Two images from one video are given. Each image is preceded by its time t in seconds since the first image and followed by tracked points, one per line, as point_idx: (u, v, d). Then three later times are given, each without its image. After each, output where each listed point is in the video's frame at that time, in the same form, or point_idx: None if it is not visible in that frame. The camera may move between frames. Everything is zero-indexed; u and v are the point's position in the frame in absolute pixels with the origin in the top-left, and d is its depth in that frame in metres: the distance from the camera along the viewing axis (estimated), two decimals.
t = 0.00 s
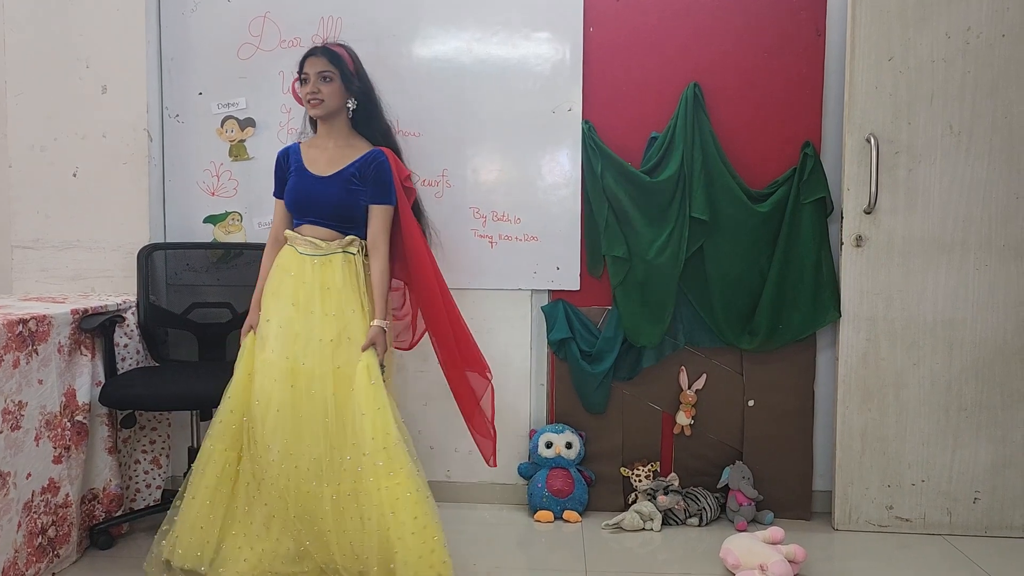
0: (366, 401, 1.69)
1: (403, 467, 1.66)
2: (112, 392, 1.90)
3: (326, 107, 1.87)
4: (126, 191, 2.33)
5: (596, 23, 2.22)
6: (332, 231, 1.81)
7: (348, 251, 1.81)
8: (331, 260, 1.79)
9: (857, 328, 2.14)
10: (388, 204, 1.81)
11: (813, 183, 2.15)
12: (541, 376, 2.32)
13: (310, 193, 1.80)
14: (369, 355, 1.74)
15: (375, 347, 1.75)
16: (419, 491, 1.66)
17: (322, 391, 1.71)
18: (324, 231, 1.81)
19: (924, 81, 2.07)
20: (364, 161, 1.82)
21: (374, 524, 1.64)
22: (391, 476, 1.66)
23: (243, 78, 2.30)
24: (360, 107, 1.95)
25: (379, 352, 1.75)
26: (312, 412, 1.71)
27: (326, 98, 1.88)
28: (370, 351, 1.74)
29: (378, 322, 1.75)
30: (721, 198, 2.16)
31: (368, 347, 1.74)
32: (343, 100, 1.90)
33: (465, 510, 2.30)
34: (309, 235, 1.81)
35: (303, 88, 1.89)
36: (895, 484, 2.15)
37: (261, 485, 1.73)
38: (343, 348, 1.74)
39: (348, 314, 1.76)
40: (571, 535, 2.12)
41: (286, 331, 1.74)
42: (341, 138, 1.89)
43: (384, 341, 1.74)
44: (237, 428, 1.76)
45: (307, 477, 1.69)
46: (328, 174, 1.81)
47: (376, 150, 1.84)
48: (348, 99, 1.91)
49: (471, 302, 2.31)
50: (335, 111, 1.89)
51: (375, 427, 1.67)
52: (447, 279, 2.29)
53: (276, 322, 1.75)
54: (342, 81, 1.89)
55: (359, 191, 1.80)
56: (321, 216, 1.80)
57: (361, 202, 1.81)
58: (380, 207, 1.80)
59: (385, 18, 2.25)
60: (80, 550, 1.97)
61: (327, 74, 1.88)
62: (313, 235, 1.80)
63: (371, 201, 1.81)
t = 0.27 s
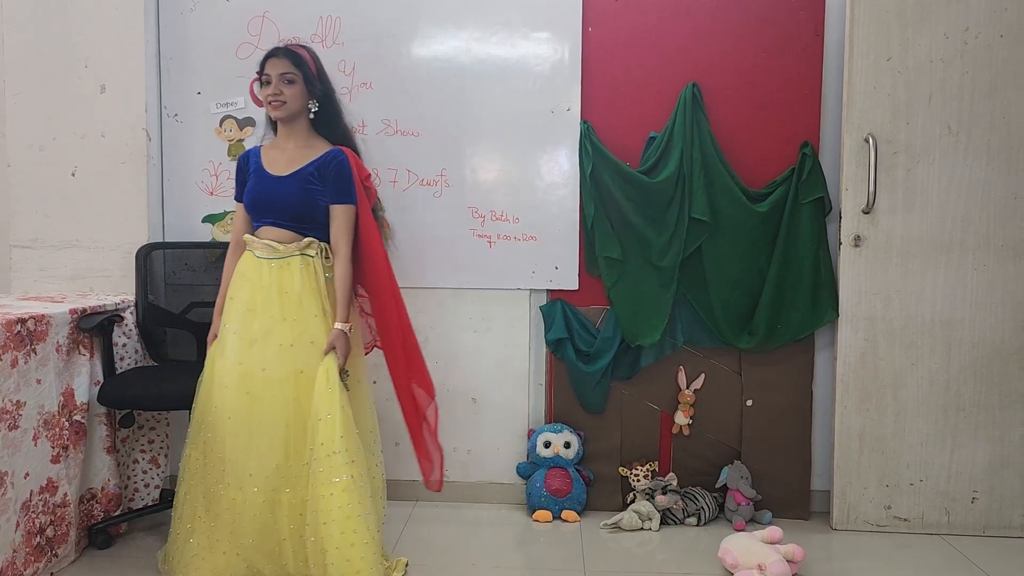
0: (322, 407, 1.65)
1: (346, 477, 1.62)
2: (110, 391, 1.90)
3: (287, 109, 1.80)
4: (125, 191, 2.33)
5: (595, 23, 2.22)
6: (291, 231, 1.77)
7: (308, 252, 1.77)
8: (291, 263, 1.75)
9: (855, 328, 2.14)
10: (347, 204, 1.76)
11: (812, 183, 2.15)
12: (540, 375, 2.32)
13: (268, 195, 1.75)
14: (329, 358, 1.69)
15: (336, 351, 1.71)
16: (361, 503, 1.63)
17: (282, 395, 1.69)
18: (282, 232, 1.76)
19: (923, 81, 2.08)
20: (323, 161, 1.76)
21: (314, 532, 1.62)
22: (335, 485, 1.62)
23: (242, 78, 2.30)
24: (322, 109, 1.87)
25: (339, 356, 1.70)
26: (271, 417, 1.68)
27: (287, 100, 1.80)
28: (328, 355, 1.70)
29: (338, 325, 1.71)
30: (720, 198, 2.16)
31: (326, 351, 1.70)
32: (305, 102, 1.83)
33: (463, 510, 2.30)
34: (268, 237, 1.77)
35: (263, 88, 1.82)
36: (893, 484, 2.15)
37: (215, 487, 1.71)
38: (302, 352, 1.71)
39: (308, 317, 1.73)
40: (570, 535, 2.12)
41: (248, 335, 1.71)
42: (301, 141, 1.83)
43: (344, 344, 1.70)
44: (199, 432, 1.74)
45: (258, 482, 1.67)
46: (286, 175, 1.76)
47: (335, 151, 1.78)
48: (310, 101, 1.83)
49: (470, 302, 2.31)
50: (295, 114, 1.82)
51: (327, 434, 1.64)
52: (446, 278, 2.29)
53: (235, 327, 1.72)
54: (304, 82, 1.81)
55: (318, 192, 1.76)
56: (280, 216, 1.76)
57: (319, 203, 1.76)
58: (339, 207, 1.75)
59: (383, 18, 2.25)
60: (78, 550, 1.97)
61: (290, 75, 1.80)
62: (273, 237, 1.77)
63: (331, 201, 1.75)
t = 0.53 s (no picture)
0: (270, 407, 1.64)
1: (301, 477, 1.63)
2: (110, 391, 1.90)
3: (247, 102, 1.78)
4: (124, 190, 2.33)
5: (594, 23, 2.22)
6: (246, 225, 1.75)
7: (267, 247, 1.75)
8: (245, 259, 1.73)
9: (854, 328, 2.14)
10: (304, 200, 1.76)
11: (811, 183, 2.15)
12: (539, 375, 2.32)
13: (224, 190, 1.74)
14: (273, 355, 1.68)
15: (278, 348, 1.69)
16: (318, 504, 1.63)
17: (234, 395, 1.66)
18: (238, 227, 1.75)
19: (921, 82, 2.08)
20: (281, 156, 1.75)
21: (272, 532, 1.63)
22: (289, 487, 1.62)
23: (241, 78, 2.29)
24: (279, 105, 1.85)
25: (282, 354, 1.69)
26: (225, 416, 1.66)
27: (247, 92, 1.78)
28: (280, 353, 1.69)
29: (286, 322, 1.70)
30: (718, 198, 2.17)
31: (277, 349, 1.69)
32: (264, 97, 1.81)
33: (463, 510, 2.30)
34: (224, 233, 1.75)
35: (221, 81, 1.78)
36: (892, 484, 2.15)
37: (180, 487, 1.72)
38: (254, 350, 1.69)
39: (261, 315, 1.71)
40: (569, 534, 2.12)
41: (200, 334, 1.69)
42: (257, 136, 1.80)
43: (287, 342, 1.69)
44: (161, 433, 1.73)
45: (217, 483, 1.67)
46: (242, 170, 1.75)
47: (293, 145, 1.77)
48: (268, 96, 1.82)
49: (469, 302, 2.31)
50: (254, 108, 1.79)
51: (277, 434, 1.64)
52: (445, 278, 2.29)
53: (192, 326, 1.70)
54: (263, 77, 1.80)
55: (276, 187, 1.75)
56: (236, 211, 1.74)
57: (276, 198, 1.75)
58: (296, 202, 1.75)
59: (383, 18, 2.25)
60: (77, 550, 1.97)
61: (250, 68, 1.78)
62: (227, 232, 1.75)
63: (289, 195, 1.75)
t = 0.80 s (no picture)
0: (238, 408, 1.65)
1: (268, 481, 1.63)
2: (109, 391, 1.90)
3: (212, 96, 1.76)
4: (124, 190, 2.33)
5: (594, 23, 2.22)
6: (220, 226, 1.76)
7: (241, 247, 1.76)
8: (220, 260, 1.74)
9: (853, 328, 2.14)
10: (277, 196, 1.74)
11: (810, 183, 2.16)
12: (538, 375, 2.32)
13: (193, 190, 1.73)
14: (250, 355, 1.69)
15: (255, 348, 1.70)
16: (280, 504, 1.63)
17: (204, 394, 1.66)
18: (212, 229, 1.75)
19: (920, 82, 2.08)
20: (248, 152, 1.73)
21: (225, 537, 1.61)
22: (250, 488, 1.63)
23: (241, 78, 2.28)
24: (244, 100, 1.84)
25: (257, 354, 1.69)
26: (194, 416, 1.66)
27: (212, 87, 1.76)
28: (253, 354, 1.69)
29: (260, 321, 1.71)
30: (717, 197, 2.17)
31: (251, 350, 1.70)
32: (229, 91, 1.80)
33: (462, 510, 2.30)
34: (196, 236, 1.76)
35: (184, 74, 1.76)
36: (890, 484, 2.15)
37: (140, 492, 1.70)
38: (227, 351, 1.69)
39: (235, 315, 1.72)
40: (567, 534, 2.12)
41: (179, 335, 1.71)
42: (222, 132, 1.79)
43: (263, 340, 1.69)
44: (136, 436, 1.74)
45: (171, 487, 1.64)
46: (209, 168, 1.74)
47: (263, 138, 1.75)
48: (233, 90, 1.80)
49: (468, 302, 2.31)
50: (220, 102, 1.78)
51: (246, 436, 1.64)
52: (444, 278, 2.29)
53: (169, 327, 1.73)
54: (228, 70, 1.78)
55: (245, 183, 1.73)
56: (207, 211, 1.74)
57: (248, 195, 1.74)
58: (268, 198, 1.73)
59: (382, 18, 2.25)
60: (76, 550, 1.97)
61: (214, 62, 1.76)
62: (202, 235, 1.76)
63: (261, 192, 1.73)
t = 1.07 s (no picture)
0: (210, 423, 1.63)
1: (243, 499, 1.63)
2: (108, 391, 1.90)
3: (183, 95, 1.75)
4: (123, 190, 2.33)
5: (594, 23, 2.22)
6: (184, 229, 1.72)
7: (203, 252, 1.73)
8: (184, 266, 1.71)
9: (852, 328, 2.14)
10: (246, 200, 1.74)
11: (810, 184, 2.16)
12: (537, 375, 2.31)
13: (158, 192, 1.70)
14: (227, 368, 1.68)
15: (233, 360, 1.70)
16: (246, 523, 1.62)
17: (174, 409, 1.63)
18: (175, 232, 1.72)
19: (920, 82, 2.08)
20: (218, 154, 1.73)
21: (197, 559, 1.57)
22: (224, 506, 1.61)
23: (240, 78, 2.28)
24: (214, 99, 1.83)
25: (236, 367, 1.70)
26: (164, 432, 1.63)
27: (182, 85, 1.75)
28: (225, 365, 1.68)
29: (235, 332, 1.71)
30: (716, 197, 2.17)
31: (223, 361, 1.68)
32: (199, 90, 1.78)
33: (461, 510, 2.30)
34: (156, 241, 1.73)
35: (154, 72, 1.74)
36: (890, 484, 2.15)
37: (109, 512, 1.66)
38: (196, 364, 1.66)
39: (203, 327, 1.69)
40: (567, 534, 2.12)
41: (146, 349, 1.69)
42: (191, 133, 1.77)
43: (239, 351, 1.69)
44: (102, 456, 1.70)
45: (140, 508, 1.61)
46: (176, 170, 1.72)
47: (233, 141, 1.75)
48: (203, 89, 1.79)
49: (467, 302, 2.31)
50: (189, 101, 1.76)
51: (219, 451, 1.62)
52: (443, 278, 2.29)
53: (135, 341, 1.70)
54: (199, 69, 1.77)
55: (213, 185, 1.72)
56: (172, 214, 1.71)
57: (216, 198, 1.73)
58: (240, 203, 1.74)
59: (382, 18, 2.25)
60: (75, 550, 1.97)
61: (184, 59, 1.75)
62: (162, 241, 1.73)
63: (229, 195, 1.73)
